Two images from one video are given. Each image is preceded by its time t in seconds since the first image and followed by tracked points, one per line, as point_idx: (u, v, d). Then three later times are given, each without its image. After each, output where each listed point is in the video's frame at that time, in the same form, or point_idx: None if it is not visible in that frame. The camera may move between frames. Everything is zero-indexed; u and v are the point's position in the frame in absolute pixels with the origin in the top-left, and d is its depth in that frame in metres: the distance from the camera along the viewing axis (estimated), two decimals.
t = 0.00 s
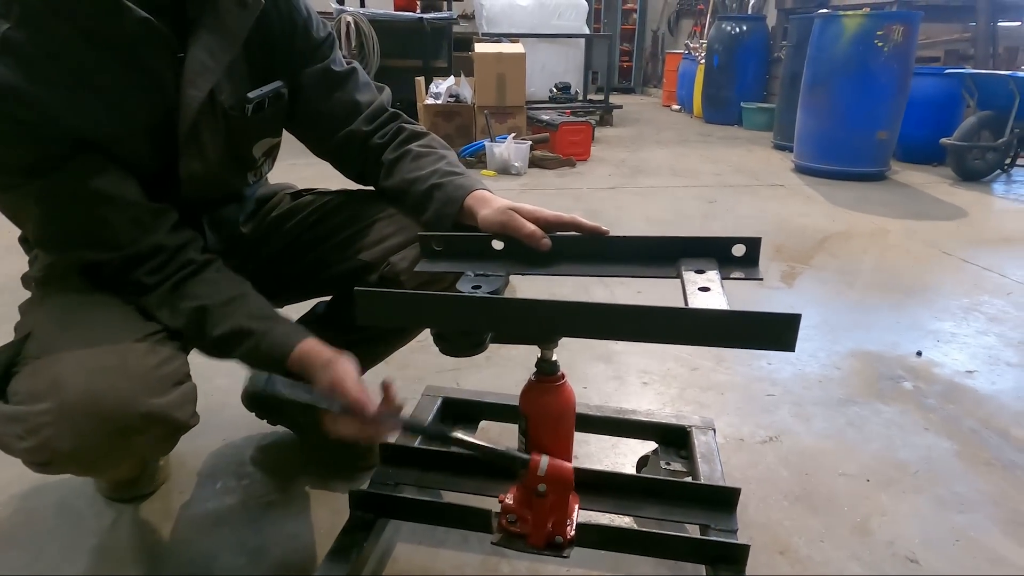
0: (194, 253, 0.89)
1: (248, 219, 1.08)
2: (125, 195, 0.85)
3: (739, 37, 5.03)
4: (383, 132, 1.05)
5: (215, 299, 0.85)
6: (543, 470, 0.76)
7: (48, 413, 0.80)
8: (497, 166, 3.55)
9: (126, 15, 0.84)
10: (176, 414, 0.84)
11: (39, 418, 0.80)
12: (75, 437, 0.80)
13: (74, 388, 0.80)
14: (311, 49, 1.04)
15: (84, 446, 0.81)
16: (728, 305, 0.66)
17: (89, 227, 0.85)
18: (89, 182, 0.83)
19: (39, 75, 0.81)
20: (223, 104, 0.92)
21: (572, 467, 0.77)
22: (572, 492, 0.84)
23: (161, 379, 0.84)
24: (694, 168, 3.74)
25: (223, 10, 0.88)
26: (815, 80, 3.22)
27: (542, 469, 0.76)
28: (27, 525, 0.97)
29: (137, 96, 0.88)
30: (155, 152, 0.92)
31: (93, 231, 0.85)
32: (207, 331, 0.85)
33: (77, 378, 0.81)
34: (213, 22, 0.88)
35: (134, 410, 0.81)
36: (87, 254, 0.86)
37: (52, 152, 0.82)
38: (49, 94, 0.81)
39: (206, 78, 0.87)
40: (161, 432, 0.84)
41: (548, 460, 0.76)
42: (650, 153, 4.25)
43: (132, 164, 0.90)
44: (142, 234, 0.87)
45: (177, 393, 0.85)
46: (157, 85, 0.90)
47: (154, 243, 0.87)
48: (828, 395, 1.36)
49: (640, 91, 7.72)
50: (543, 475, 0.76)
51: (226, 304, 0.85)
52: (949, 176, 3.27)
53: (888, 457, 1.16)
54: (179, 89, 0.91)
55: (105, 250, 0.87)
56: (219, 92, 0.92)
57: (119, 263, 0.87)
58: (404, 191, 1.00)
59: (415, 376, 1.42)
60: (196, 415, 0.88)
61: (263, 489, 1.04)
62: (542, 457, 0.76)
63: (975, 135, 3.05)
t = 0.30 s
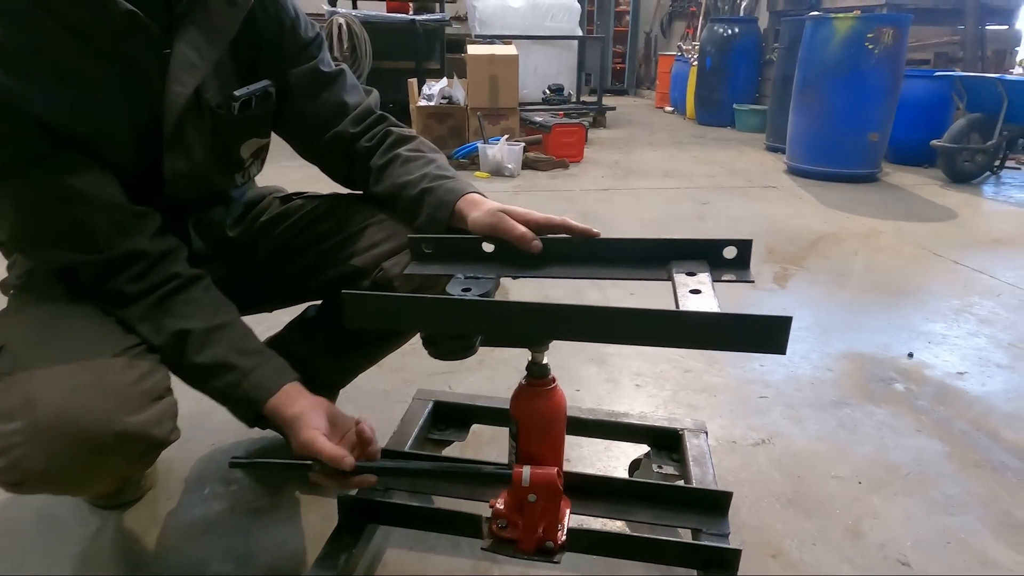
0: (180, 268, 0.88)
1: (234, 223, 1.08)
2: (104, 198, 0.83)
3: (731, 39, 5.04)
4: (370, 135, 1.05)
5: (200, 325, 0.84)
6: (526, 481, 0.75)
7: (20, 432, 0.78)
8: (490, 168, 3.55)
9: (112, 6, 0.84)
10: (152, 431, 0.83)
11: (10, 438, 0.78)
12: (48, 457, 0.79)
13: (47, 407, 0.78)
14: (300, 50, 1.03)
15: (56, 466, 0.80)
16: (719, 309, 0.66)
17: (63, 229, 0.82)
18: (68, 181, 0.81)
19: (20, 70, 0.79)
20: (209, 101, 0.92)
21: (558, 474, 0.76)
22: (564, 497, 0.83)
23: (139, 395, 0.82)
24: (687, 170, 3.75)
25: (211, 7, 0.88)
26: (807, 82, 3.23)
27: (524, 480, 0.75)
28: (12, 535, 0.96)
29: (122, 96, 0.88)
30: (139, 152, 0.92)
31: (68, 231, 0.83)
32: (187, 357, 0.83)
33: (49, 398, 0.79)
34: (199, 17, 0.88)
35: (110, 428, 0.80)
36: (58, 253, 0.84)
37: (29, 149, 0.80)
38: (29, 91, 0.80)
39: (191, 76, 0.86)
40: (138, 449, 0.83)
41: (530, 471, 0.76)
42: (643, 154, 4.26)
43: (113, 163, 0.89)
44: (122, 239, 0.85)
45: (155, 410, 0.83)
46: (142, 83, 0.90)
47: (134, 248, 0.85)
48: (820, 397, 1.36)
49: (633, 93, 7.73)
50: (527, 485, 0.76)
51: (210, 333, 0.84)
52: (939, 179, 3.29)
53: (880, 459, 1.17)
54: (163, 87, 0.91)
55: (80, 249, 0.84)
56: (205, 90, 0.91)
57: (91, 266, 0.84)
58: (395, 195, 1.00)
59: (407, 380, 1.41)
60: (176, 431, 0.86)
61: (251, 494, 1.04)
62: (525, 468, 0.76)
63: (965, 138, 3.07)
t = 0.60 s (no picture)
0: (158, 287, 0.85)
1: (223, 238, 1.09)
2: (77, 201, 0.82)
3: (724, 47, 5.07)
4: (364, 150, 1.05)
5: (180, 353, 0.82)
6: (518, 495, 0.75)
7: None
8: (484, 175, 3.55)
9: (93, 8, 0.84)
10: (117, 469, 0.82)
11: None
12: (7, 498, 0.77)
13: (6, 447, 0.76)
14: (293, 65, 1.04)
15: (17, 506, 0.78)
16: (708, 323, 0.66)
17: (32, 230, 0.80)
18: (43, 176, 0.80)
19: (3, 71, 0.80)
20: (194, 109, 0.92)
21: (549, 486, 0.75)
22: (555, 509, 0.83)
23: (102, 433, 0.81)
24: (680, 177, 3.76)
25: (198, 16, 0.89)
26: (798, 90, 3.24)
27: (516, 494, 0.75)
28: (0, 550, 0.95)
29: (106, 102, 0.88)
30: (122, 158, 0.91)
31: (38, 231, 0.80)
32: (167, 387, 0.81)
33: (7, 437, 0.77)
34: (186, 26, 0.88)
35: (72, 468, 0.78)
36: (26, 254, 0.81)
37: (7, 143, 0.79)
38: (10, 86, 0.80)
39: (177, 83, 0.86)
40: (103, 486, 0.82)
41: (522, 484, 0.75)
42: (637, 161, 4.27)
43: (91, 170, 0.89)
44: (93, 248, 0.82)
45: (121, 446, 0.82)
46: (126, 90, 0.90)
47: (104, 259, 0.82)
48: (811, 405, 1.37)
49: (626, 100, 7.77)
50: (519, 499, 0.75)
51: (193, 361, 0.82)
52: (930, 186, 3.31)
53: (870, 468, 1.17)
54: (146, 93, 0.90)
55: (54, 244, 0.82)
56: (191, 97, 0.91)
57: (60, 274, 0.81)
58: (393, 210, 0.99)
59: (400, 390, 1.41)
60: (144, 464, 0.85)
61: (241, 507, 1.04)
62: (515, 481, 0.76)
63: (954, 146, 3.10)
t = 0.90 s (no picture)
0: (127, 286, 0.83)
1: (224, 251, 1.06)
2: (79, 205, 0.84)
3: (726, 56, 5.09)
4: (374, 167, 1.05)
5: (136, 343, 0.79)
6: (523, 508, 0.77)
7: None
8: (487, 184, 3.57)
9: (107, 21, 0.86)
10: (89, 497, 0.77)
11: None
12: None
13: None
14: (306, 84, 1.05)
15: None
16: (709, 340, 0.67)
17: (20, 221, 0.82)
18: (34, 175, 0.83)
19: (5, 74, 0.83)
20: (200, 122, 0.93)
21: (553, 500, 0.78)
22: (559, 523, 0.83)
23: (74, 461, 0.77)
24: (682, 186, 3.77)
25: (208, 33, 0.92)
26: (800, 99, 3.25)
27: (521, 506, 0.77)
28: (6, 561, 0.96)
29: (113, 110, 0.90)
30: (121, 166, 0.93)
31: (22, 228, 0.82)
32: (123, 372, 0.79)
33: None
34: (197, 42, 0.91)
35: (41, 498, 0.74)
36: (9, 250, 0.82)
37: (11, 142, 0.83)
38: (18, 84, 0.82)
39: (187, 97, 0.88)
40: (74, 518, 0.77)
41: (527, 497, 0.78)
42: (639, 170, 4.28)
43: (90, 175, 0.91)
44: (79, 246, 0.83)
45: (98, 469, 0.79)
46: (126, 95, 0.91)
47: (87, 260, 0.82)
48: (813, 416, 1.37)
49: (629, 108, 7.80)
50: (524, 512, 0.77)
51: (149, 351, 0.79)
52: (932, 196, 3.32)
53: (872, 480, 1.17)
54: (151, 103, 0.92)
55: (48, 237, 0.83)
56: (197, 109, 0.92)
57: (41, 271, 0.81)
58: (400, 230, 1.00)
59: (404, 401, 1.42)
60: (117, 494, 0.81)
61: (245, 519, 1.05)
62: (521, 494, 0.78)
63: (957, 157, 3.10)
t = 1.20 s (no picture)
0: None
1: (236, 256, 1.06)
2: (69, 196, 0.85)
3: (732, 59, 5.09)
4: (382, 170, 1.06)
5: None
6: (529, 509, 0.77)
7: None
8: (492, 186, 3.57)
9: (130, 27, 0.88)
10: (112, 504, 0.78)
11: None
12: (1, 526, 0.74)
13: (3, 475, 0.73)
14: (318, 93, 1.06)
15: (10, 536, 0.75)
16: (714, 343, 0.67)
17: None
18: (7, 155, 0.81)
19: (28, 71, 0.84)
20: (212, 126, 0.95)
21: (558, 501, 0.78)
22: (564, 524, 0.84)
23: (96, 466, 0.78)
24: (688, 188, 3.77)
25: (224, 41, 0.95)
26: (806, 102, 3.25)
27: (526, 507, 0.77)
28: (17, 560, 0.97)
29: (126, 112, 0.91)
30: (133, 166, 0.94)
31: None
32: None
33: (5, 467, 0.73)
34: (212, 49, 0.94)
35: (65, 504, 0.75)
36: None
37: None
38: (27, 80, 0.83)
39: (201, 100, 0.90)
40: (95, 524, 0.78)
41: (532, 499, 0.78)
42: (645, 172, 4.28)
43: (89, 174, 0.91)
44: None
45: (110, 481, 0.79)
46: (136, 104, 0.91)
47: None
48: (819, 420, 1.37)
49: (634, 110, 7.80)
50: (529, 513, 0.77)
51: None
52: (940, 200, 3.31)
53: (877, 483, 1.17)
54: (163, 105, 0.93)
55: (25, 225, 0.86)
56: (209, 112, 0.94)
57: None
58: (403, 230, 1.00)
59: (410, 403, 1.42)
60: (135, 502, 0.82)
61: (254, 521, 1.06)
62: (526, 495, 0.78)
63: (965, 160, 3.09)
